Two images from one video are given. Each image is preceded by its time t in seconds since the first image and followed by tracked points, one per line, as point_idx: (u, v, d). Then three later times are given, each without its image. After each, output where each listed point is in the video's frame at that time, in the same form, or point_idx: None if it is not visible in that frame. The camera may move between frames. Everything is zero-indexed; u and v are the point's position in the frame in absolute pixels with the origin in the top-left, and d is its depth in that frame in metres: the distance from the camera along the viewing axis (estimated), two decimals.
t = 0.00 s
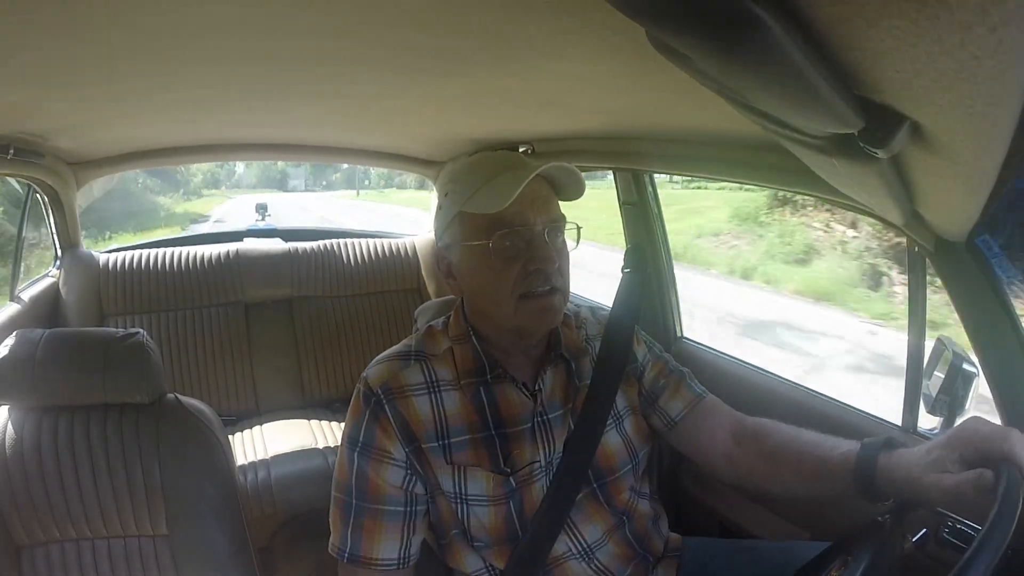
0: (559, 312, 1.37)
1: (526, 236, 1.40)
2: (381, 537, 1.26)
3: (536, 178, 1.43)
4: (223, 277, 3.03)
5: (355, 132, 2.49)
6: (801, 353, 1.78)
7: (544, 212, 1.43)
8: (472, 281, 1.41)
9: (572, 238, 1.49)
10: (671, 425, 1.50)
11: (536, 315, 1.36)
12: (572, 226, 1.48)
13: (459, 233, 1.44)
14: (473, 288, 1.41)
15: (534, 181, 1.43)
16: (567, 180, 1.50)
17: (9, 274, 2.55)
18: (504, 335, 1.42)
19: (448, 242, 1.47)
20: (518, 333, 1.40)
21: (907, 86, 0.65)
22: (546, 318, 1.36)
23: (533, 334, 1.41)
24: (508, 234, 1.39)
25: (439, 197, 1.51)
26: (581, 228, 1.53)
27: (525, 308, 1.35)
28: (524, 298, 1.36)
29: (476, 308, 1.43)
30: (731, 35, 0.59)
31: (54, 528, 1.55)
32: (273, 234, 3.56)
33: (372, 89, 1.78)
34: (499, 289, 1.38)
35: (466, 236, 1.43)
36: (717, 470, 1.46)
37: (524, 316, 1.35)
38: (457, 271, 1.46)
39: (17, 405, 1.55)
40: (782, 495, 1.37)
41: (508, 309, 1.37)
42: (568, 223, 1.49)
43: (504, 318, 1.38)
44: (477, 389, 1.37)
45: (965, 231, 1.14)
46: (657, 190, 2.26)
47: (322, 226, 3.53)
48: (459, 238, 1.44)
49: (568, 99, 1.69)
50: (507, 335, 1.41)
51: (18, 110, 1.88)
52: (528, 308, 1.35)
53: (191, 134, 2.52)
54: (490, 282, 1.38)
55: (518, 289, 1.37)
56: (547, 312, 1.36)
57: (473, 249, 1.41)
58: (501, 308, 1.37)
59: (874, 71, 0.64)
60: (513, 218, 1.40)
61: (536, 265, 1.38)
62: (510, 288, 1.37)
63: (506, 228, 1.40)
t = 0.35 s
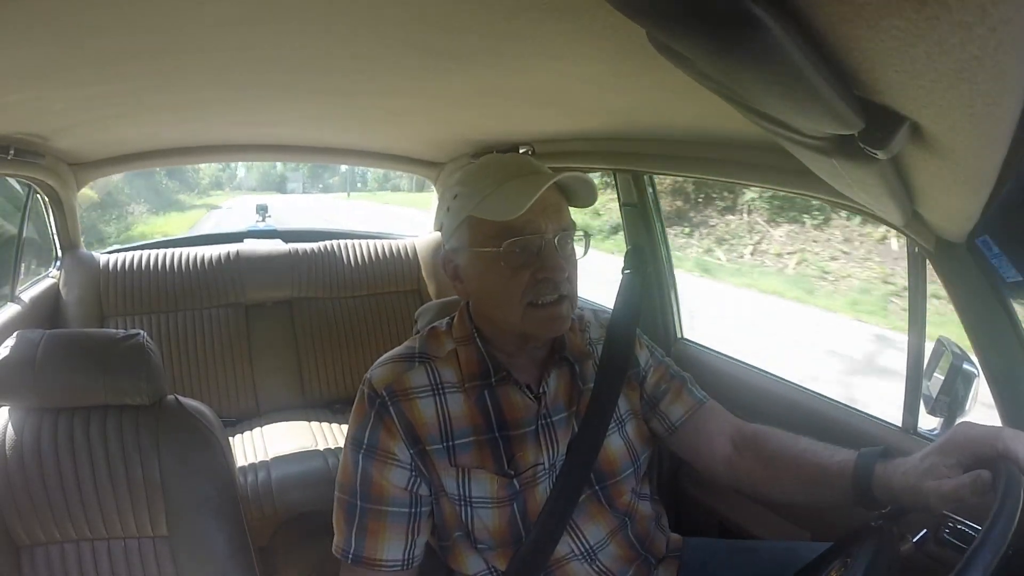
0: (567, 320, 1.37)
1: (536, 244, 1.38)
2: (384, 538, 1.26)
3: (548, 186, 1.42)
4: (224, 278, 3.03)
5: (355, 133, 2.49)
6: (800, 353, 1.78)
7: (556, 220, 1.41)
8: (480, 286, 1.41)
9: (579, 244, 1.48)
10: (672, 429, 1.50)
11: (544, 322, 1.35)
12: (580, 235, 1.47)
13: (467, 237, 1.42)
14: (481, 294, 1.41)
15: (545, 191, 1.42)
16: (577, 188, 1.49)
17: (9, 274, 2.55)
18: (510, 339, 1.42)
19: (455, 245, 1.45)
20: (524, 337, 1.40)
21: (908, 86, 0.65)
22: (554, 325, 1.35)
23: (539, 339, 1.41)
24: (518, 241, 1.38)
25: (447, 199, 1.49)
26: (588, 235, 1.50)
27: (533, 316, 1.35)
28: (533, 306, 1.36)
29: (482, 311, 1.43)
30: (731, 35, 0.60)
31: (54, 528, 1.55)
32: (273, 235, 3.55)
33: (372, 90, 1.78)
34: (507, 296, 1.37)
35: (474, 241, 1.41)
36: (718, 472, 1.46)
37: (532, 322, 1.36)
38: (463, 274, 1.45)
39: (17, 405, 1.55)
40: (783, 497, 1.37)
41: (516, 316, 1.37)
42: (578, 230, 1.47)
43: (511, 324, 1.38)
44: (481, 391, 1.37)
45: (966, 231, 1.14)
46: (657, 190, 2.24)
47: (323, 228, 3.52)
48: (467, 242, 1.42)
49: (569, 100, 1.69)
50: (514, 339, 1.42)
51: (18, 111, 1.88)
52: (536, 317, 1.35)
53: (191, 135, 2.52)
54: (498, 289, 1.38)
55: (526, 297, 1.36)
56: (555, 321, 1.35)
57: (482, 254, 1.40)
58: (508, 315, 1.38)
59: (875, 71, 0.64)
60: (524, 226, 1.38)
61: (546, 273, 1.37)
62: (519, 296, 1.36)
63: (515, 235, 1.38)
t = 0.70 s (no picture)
0: (568, 321, 1.37)
1: (541, 242, 1.38)
2: (382, 538, 1.26)
3: (555, 186, 1.42)
4: (224, 277, 3.02)
5: (355, 132, 2.49)
6: (800, 353, 1.78)
7: (560, 220, 1.41)
8: (483, 284, 1.41)
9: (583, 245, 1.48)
10: (671, 431, 1.49)
11: (545, 323, 1.36)
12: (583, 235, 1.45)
13: (472, 235, 1.42)
14: (483, 293, 1.41)
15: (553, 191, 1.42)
16: (580, 189, 1.49)
17: (9, 274, 2.55)
18: (511, 339, 1.42)
19: (460, 243, 1.45)
20: (526, 337, 1.40)
21: (907, 86, 0.65)
22: (556, 326, 1.36)
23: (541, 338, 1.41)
24: (522, 240, 1.37)
25: (452, 196, 1.49)
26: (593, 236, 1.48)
27: (536, 316, 1.36)
28: (535, 306, 1.36)
29: (484, 310, 1.43)
30: (730, 34, 0.60)
31: (54, 527, 1.55)
32: (273, 235, 3.54)
33: (372, 89, 1.78)
34: (510, 295, 1.37)
35: (478, 239, 1.41)
36: (717, 472, 1.46)
37: (533, 323, 1.36)
38: (467, 272, 1.45)
39: (17, 405, 1.55)
40: (781, 497, 1.37)
41: (519, 315, 1.37)
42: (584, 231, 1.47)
43: (513, 323, 1.38)
44: (480, 392, 1.37)
45: (966, 231, 1.14)
46: (657, 189, 2.24)
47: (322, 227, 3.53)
48: (471, 240, 1.42)
49: (568, 99, 1.69)
50: (516, 339, 1.41)
51: (17, 110, 1.88)
52: (538, 316, 1.36)
53: (191, 134, 2.52)
54: (502, 288, 1.38)
55: (529, 297, 1.36)
56: (557, 321, 1.36)
57: (486, 252, 1.40)
58: (510, 314, 1.38)
59: (874, 71, 0.64)
60: (529, 225, 1.38)
61: (549, 273, 1.36)
62: (522, 295, 1.36)
63: (520, 234, 1.38)
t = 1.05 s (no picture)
0: (563, 323, 1.37)
1: (533, 242, 1.38)
2: (382, 538, 1.26)
3: (545, 185, 1.42)
4: (223, 278, 3.02)
5: (355, 132, 2.49)
6: (801, 353, 1.78)
7: (552, 218, 1.41)
8: (478, 287, 1.41)
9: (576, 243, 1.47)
10: (671, 427, 1.49)
11: (539, 325, 1.36)
12: (578, 235, 1.44)
13: (465, 238, 1.42)
14: (478, 295, 1.42)
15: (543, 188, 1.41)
16: (572, 189, 1.49)
17: (9, 275, 2.55)
18: (509, 340, 1.42)
19: (455, 246, 1.45)
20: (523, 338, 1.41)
21: (907, 86, 0.65)
22: (552, 326, 1.36)
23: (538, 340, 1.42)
24: (514, 241, 1.38)
25: (445, 198, 1.49)
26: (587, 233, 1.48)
27: (532, 317, 1.36)
28: (531, 307, 1.36)
29: (480, 313, 1.43)
30: (730, 34, 0.60)
31: (53, 528, 1.55)
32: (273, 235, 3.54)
33: (373, 90, 1.78)
34: (505, 296, 1.37)
35: (473, 241, 1.41)
36: (718, 472, 1.46)
37: (528, 325, 1.36)
38: (462, 275, 1.45)
39: (17, 405, 1.55)
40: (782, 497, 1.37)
41: (514, 316, 1.37)
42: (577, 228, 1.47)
43: (509, 324, 1.38)
44: (480, 393, 1.37)
45: (965, 231, 1.14)
46: (658, 190, 2.24)
47: (323, 228, 3.53)
48: (465, 243, 1.43)
49: (569, 99, 1.69)
50: (513, 340, 1.42)
51: (18, 111, 1.88)
52: (534, 317, 1.36)
53: (191, 135, 2.52)
54: (497, 290, 1.38)
55: (524, 298, 1.36)
56: (552, 321, 1.36)
57: (480, 255, 1.40)
58: (506, 315, 1.38)
59: (875, 70, 0.64)
60: (520, 224, 1.38)
61: (543, 272, 1.37)
62: (516, 296, 1.37)
63: (512, 234, 1.38)
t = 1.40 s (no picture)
0: (566, 322, 1.38)
1: (535, 243, 1.38)
2: (386, 539, 1.26)
3: (547, 186, 1.41)
4: (223, 278, 3.02)
5: (355, 133, 2.49)
6: (801, 353, 1.78)
7: (554, 219, 1.41)
8: (480, 288, 1.41)
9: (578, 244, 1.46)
10: (674, 427, 1.50)
11: (542, 325, 1.36)
12: (578, 234, 1.44)
13: (467, 239, 1.42)
14: (481, 295, 1.42)
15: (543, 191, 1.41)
16: (572, 189, 1.49)
17: (9, 275, 2.55)
18: (511, 341, 1.43)
19: (455, 248, 1.45)
20: (526, 339, 1.41)
21: (907, 87, 0.65)
22: (554, 326, 1.36)
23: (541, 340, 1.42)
24: (517, 242, 1.38)
25: (446, 200, 1.49)
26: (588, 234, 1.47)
27: (535, 318, 1.36)
28: (533, 307, 1.37)
29: (483, 313, 1.43)
30: (730, 34, 0.60)
31: (54, 528, 1.55)
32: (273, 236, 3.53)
33: (373, 90, 1.78)
34: (508, 297, 1.38)
35: (474, 242, 1.41)
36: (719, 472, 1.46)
37: (530, 325, 1.37)
38: (464, 276, 1.45)
39: (17, 406, 1.55)
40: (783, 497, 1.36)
41: (517, 317, 1.37)
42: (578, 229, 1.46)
43: (512, 325, 1.39)
44: (484, 393, 1.37)
45: (965, 232, 1.14)
46: (657, 191, 2.24)
47: (322, 228, 3.53)
48: (467, 244, 1.42)
49: (569, 100, 1.69)
50: (516, 341, 1.42)
51: (18, 111, 1.89)
52: (537, 318, 1.36)
53: (190, 136, 2.52)
54: (499, 291, 1.38)
55: (527, 298, 1.37)
56: (555, 322, 1.36)
57: (483, 255, 1.40)
58: (508, 316, 1.38)
59: (875, 70, 0.64)
60: (521, 225, 1.38)
61: (545, 273, 1.37)
62: (519, 297, 1.37)
63: (514, 235, 1.38)
